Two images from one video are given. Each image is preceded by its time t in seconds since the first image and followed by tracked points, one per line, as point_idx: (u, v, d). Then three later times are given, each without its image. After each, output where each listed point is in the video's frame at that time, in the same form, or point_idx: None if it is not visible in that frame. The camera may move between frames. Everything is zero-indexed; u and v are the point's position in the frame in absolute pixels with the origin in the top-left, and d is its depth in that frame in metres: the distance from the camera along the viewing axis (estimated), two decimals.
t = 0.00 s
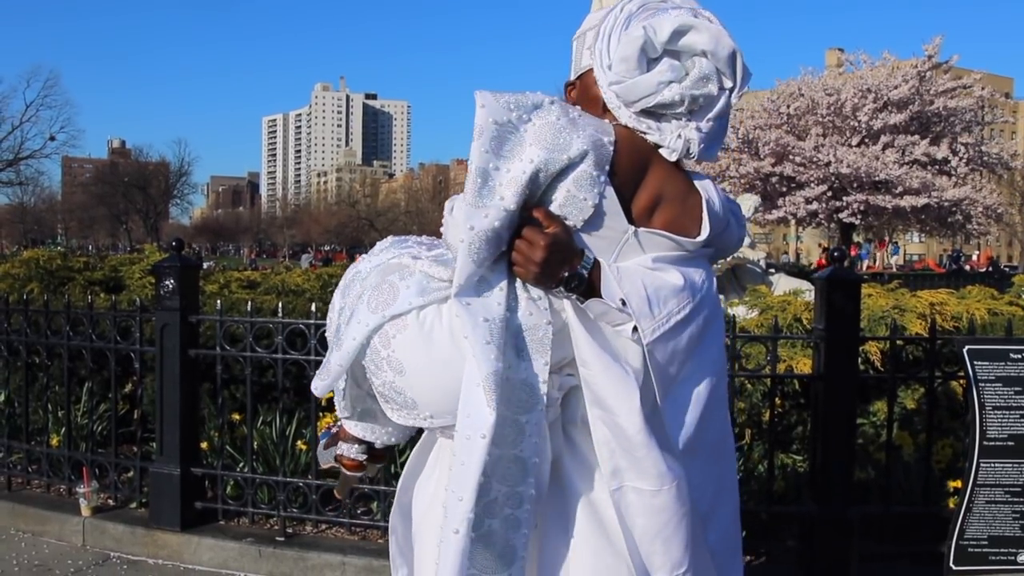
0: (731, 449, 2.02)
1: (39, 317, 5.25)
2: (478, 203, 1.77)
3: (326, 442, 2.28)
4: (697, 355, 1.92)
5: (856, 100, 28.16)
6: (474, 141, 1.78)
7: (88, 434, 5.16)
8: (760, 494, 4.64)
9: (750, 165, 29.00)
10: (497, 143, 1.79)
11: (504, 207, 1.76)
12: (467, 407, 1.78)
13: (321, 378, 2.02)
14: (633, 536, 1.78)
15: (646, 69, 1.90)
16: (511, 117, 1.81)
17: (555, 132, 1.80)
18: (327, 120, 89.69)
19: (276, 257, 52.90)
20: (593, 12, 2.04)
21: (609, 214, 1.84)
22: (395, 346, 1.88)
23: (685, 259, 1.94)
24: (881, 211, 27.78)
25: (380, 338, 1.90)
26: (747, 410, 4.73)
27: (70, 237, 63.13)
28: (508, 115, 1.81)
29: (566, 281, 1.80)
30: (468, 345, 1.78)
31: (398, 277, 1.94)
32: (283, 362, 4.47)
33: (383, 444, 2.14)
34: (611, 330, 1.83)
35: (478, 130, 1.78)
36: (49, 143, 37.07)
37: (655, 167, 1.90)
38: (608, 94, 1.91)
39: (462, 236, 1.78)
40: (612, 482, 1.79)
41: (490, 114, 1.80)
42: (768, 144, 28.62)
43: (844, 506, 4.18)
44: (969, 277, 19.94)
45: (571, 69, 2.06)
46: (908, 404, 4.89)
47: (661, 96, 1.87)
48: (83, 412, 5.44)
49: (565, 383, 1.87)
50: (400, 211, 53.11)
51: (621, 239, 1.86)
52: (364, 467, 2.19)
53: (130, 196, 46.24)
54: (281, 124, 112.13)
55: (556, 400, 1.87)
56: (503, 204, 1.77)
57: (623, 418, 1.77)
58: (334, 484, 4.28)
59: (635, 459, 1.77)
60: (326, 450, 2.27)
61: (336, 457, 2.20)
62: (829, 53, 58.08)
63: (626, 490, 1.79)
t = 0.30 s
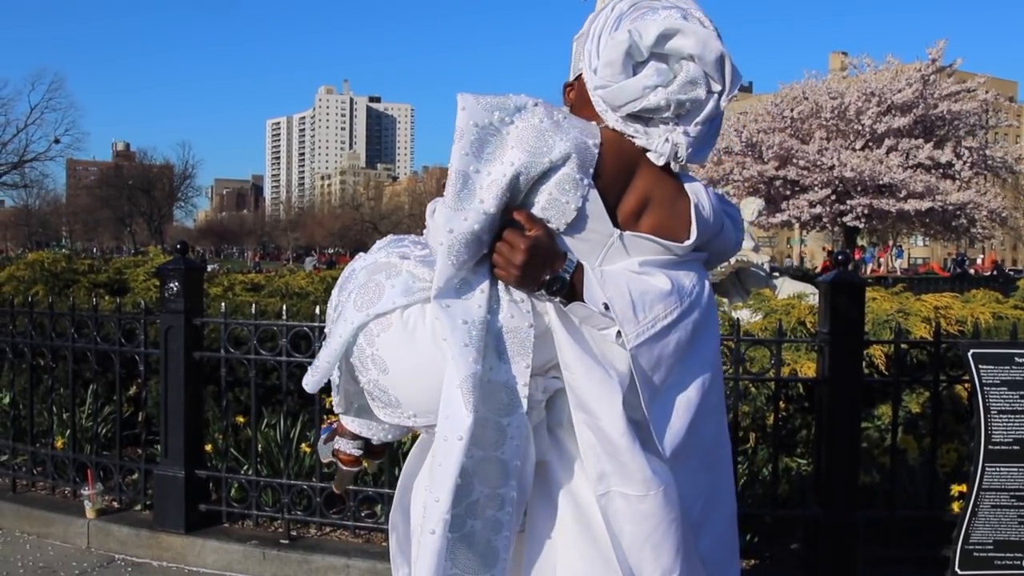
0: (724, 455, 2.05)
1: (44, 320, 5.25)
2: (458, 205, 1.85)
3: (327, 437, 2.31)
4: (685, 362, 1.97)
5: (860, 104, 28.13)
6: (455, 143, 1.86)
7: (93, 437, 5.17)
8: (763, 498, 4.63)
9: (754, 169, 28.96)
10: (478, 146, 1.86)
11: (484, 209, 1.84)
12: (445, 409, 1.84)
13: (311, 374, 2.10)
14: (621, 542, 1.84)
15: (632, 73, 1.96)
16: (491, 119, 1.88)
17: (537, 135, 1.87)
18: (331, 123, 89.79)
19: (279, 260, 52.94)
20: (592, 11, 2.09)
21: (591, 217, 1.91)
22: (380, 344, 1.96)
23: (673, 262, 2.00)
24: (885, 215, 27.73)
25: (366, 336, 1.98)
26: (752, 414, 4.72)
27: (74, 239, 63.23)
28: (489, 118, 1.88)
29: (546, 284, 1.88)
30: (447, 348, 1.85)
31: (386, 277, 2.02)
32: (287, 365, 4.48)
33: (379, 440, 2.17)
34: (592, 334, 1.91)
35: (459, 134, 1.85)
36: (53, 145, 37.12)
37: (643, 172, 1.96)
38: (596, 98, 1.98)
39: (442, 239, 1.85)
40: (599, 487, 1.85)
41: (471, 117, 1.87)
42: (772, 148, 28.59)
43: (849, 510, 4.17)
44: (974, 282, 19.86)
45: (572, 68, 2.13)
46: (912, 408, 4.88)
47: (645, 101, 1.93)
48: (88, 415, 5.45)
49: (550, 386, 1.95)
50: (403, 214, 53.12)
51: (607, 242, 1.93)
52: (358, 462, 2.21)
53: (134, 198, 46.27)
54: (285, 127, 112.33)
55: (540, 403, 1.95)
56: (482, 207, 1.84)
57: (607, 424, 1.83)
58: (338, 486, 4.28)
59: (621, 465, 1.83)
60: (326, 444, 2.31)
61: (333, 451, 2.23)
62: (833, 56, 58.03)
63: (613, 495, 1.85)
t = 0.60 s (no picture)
0: (709, 464, 2.03)
1: (46, 324, 5.26)
2: (424, 211, 1.91)
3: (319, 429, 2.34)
4: (663, 370, 1.96)
5: (863, 108, 28.13)
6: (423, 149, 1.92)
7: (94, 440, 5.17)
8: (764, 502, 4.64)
9: (756, 173, 29.23)
10: (445, 152, 1.91)
11: (449, 214, 1.89)
12: (410, 411, 1.89)
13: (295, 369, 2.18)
14: (601, 551, 1.83)
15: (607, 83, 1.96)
16: (460, 124, 1.92)
17: (505, 141, 1.91)
18: (333, 127, 89.89)
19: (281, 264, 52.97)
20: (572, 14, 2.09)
21: (561, 223, 1.93)
22: (354, 344, 2.02)
23: (653, 268, 1.99)
24: (887, 220, 27.71)
25: (343, 335, 2.06)
26: (753, 418, 4.70)
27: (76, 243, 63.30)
28: (458, 123, 1.93)
29: (515, 289, 1.89)
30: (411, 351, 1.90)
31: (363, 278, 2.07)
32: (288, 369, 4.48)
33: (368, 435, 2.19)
34: (566, 338, 1.91)
35: (426, 139, 1.91)
36: (56, 150, 37.15)
37: (621, 177, 1.96)
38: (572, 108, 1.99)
39: (408, 244, 1.91)
40: (577, 495, 1.85)
41: (440, 122, 1.92)
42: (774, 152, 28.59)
43: (849, 515, 4.17)
44: (977, 286, 19.82)
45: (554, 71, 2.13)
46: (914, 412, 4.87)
47: (620, 112, 1.93)
48: (89, 418, 5.45)
49: (524, 391, 1.98)
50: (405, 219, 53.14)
51: (580, 248, 1.94)
52: (349, 455, 2.25)
53: (137, 202, 46.31)
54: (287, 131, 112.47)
55: (513, 408, 1.98)
56: (448, 212, 1.89)
57: (581, 431, 1.83)
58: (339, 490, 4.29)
59: (599, 473, 1.83)
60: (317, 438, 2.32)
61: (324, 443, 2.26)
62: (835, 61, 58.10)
63: (591, 504, 1.84)
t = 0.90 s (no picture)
0: (702, 472, 1.98)
1: (47, 325, 5.26)
2: (403, 214, 1.92)
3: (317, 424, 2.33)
4: (650, 376, 1.92)
5: (864, 110, 28.13)
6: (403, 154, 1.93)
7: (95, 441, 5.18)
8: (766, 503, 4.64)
9: (757, 175, 29.30)
10: (425, 156, 1.92)
11: (428, 219, 1.90)
12: (389, 414, 1.91)
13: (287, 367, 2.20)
14: (590, 560, 1.78)
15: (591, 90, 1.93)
16: (440, 129, 1.92)
17: (485, 146, 1.91)
18: (334, 129, 89.95)
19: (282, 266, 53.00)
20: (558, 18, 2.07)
21: (543, 228, 1.91)
22: (339, 345, 2.04)
23: (640, 272, 1.96)
24: (889, 221, 27.70)
25: (329, 335, 2.07)
26: (755, 420, 4.72)
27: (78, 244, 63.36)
28: (438, 127, 1.93)
29: (496, 293, 1.89)
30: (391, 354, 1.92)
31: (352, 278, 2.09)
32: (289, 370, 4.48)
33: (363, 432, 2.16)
34: (552, 346, 1.90)
35: (406, 143, 1.92)
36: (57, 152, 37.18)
37: (606, 180, 1.92)
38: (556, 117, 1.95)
39: (387, 249, 1.92)
40: (563, 503, 1.81)
41: (420, 127, 1.92)
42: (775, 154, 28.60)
43: (852, 516, 4.17)
44: (978, 287, 19.81)
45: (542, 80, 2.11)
46: (916, 413, 4.87)
47: (601, 119, 1.89)
48: (91, 420, 5.46)
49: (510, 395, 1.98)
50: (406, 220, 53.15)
51: (565, 252, 1.93)
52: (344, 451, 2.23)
53: (138, 204, 46.34)
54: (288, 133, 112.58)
55: (498, 411, 1.98)
56: (427, 217, 1.90)
57: (563, 435, 1.80)
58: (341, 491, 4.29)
59: (583, 478, 1.79)
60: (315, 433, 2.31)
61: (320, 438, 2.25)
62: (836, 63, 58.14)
63: (579, 512, 1.79)
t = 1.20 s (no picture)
0: (693, 476, 1.95)
1: (49, 326, 5.26)
2: (385, 219, 1.91)
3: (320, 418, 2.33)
4: (638, 381, 1.89)
5: (865, 110, 28.11)
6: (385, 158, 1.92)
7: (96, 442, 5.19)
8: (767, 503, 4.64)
9: (758, 175, 29.30)
10: (408, 160, 1.91)
11: (409, 223, 1.89)
12: (371, 416, 1.91)
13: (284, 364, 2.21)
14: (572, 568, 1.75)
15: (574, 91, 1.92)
16: (422, 132, 1.91)
17: (467, 149, 1.90)
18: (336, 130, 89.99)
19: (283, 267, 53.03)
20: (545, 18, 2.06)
21: (525, 231, 1.90)
22: (328, 345, 2.05)
23: (626, 274, 1.94)
24: (890, 221, 27.67)
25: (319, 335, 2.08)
26: (756, 420, 4.72)
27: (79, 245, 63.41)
28: (420, 131, 1.92)
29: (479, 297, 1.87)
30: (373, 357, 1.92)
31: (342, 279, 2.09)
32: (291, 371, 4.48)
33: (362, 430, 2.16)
34: (536, 351, 1.88)
35: (388, 147, 1.91)
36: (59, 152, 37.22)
37: (593, 182, 1.91)
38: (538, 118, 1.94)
39: (369, 253, 1.92)
40: (545, 509, 1.78)
41: (402, 130, 1.92)
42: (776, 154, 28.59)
43: (854, 517, 4.16)
44: (978, 287, 19.77)
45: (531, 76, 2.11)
46: (918, 413, 4.87)
47: (582, 123, 1.87)
48: (93, 420, 5.46)
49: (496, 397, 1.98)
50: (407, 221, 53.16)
51: (550, 255, 1.91)
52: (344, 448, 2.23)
53: (140, 205, 46.36)
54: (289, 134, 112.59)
55: (485, 413, 1.98)
56: (408, 221, 1.89)
57: (543, 440, 1.78)
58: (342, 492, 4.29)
59: (564, 485, 1.76)
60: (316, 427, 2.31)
61: (320, 434, 2.25)
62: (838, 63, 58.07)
63: (560, 518, 1.76)
